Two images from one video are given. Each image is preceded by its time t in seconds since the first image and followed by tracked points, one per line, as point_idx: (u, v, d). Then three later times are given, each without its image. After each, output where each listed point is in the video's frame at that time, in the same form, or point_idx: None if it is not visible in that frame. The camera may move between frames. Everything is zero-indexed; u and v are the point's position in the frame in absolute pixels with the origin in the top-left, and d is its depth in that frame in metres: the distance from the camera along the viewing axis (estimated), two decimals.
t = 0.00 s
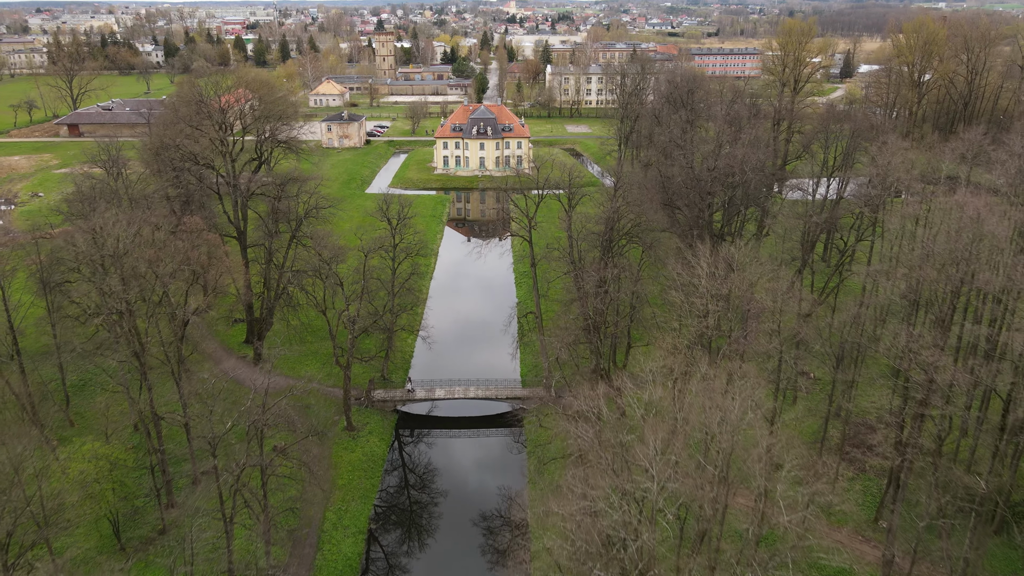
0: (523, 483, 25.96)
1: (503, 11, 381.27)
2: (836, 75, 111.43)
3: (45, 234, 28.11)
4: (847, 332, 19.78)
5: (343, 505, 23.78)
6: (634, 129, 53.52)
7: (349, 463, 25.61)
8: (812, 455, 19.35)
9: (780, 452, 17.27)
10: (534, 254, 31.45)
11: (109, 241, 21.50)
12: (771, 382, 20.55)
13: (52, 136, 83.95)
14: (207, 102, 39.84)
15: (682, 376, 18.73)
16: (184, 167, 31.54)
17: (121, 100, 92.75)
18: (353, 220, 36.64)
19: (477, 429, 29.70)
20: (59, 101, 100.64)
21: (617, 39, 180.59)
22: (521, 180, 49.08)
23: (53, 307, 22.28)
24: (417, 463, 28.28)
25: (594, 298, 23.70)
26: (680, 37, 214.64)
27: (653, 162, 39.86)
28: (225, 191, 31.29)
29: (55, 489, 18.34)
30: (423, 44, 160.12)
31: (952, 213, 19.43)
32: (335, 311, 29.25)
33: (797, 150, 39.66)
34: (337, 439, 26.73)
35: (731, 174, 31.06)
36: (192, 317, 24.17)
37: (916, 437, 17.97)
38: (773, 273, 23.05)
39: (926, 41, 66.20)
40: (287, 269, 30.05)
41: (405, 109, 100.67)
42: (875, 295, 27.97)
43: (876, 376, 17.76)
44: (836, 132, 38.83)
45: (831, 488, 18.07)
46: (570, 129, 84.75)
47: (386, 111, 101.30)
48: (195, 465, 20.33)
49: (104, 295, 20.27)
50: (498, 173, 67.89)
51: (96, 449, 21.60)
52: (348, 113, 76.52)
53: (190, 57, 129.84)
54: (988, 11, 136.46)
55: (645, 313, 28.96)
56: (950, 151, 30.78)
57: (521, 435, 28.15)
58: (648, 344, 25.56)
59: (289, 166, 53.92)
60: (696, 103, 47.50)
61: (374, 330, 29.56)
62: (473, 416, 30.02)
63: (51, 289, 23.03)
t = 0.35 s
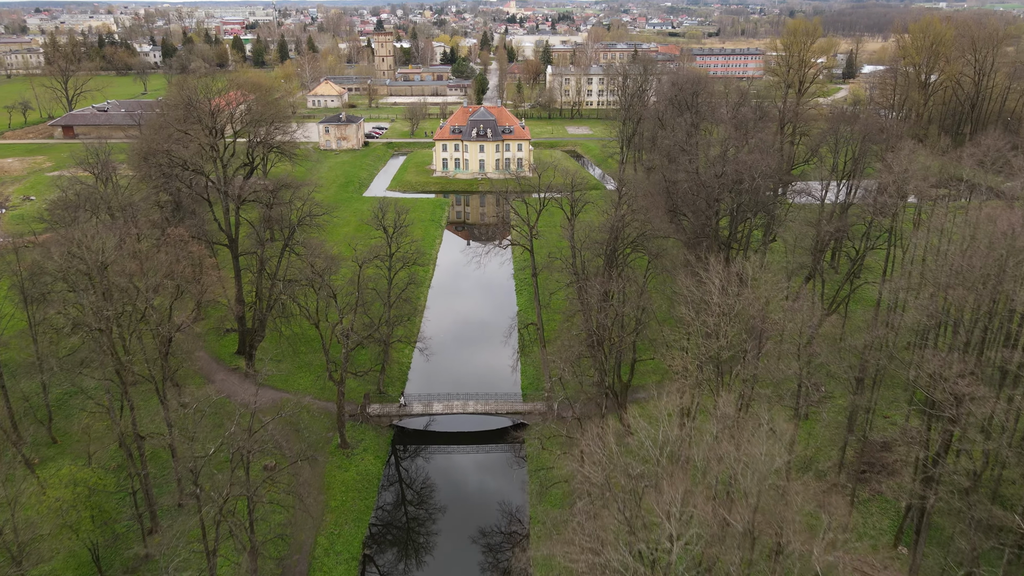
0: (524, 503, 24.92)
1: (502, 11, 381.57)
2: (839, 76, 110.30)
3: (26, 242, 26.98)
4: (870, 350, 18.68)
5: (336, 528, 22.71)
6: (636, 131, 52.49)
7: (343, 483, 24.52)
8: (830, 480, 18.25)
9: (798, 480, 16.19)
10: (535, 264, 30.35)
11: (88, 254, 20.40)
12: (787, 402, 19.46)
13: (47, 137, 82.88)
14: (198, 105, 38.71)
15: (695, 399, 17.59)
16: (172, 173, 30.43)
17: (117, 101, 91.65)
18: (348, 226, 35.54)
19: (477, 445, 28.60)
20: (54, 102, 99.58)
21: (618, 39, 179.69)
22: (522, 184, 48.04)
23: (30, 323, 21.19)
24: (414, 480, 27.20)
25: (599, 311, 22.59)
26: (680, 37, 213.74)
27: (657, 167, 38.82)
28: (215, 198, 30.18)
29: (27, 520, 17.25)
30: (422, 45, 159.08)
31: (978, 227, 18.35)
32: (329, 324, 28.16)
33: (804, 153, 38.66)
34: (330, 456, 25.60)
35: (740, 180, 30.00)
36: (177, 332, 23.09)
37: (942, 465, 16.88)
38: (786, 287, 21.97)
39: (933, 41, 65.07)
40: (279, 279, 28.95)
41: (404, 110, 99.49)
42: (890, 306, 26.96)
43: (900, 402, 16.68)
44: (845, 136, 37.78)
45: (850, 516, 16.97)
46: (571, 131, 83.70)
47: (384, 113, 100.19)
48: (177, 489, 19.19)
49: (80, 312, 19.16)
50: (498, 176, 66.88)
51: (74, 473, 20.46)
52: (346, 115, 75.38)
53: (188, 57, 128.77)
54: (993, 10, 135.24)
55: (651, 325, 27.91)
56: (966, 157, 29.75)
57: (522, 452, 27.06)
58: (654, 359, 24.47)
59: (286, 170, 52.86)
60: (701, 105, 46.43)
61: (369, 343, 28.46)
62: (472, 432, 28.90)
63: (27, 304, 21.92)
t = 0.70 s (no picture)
0: (527, 524, 23.85)
1: (503, 11, 380.16)
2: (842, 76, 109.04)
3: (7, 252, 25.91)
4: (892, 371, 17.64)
5: (328, 552, 21.64)
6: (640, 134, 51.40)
7: (336, 504, 23.46)
8: (850, 509, 17.22)
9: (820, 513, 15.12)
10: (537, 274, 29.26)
11: (66, 266, 19.26)
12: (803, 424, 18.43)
13: (41, 139, 81.80)
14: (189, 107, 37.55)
15: (707, 424, 16.54)
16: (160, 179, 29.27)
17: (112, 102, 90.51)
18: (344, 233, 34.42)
19: (477, 461, 27.50)
20: (50, 103, 98.56)
21: (619, 39, 178.55)
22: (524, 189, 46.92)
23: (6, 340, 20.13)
24: (411, 497, 26.13)
25: (604, 327, 21.51)
26: (681, 37, 212.68)
27: (662, 172, 37.71)
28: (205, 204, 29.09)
29: None
30: (422, 45, 157.76)
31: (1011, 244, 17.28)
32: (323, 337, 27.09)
33: (812, 158, 37.59)
34: (323, 476, 24.53)
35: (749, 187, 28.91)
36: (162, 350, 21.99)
37: (971, 497, 15.79)
38: (802, 301, 20.86)
39: (940, 42, 63.92)
40: (271, 291, 27.86)
41: (403, 111, 98.34)
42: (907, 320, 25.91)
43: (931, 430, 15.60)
44: (856, 140, 36.67)
45: (874, 552, 15.88)
46: (572, 133, 82.57)
47: (384, 114, 99.08)
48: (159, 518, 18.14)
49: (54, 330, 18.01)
50: (498, 179, 65.79)
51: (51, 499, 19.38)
52: (343, 116, 74.18)
53: (185, 57, 127.62)
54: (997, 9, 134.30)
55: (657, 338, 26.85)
56: (985, 165, 28.63)
57: (524, 470, 25.98)
58: (662, 376, 23.38)
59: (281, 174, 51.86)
60: (707, 108, 45.30)
61: (365, 356, 27.35)
62: (471, 449, 27.80)
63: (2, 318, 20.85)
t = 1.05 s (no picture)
0: (530, 547, 22.73)
1: (503, 11, 379.57)
2: (846, 76, 107.92)
3: None
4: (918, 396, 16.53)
5: None
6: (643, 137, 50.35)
7: (328, 528, 22.34)
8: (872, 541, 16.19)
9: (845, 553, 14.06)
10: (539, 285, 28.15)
11: (42, 283, 18.18)
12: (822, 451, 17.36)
13: (35, 141, 80.71)
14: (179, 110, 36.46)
15: (722, 454, 15.47)
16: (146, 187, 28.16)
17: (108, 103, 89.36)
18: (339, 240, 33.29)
19: (478, 480, 26.37)
20: (45, 105, 97.42)
21: (620, 40, 177.43)
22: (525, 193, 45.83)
23: None
24: (408, 517, 25.00)
25: (610, 344, 20.39)
26: (681, 37, 211.49)
27: (667, 177, 36.62)
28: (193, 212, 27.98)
29: None
30: (422, 45, 156.55)
31: None
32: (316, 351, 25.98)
33: (822, 163, 36.54)
34: (315, 498, 23.42)
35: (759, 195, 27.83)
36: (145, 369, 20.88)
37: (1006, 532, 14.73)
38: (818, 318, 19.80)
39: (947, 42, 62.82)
40: (261, 303, 26.76)
41: (402, 112, 97.24)
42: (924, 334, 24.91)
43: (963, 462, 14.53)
44: (866, 144, 35.62)
45: None
46: (573, 135, 81.50)
47: (382, 115, 98.02)
48: (136, 551, 17.03)
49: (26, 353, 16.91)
50: (498, 182, 64.73)
51: (22, 529, 18.29)
52: (341, 117, 72.85)
53: (183, 58, 126.46)
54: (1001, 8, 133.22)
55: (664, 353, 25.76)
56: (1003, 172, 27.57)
57: (526, 489, 24.85)
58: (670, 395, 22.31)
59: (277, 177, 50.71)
60: (712, 110, 44.23)
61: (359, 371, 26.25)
62: (471, 467, 26.66)
63: None
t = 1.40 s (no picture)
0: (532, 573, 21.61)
1: (503, 11, 377.79)
2: (849, 77, 106.86)
3: None
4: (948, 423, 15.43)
5: None
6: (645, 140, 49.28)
7: (320, 553, 21.22)
8: None
9: None
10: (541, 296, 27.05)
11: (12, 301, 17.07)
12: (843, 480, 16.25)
13: (30, 143, 79.68)
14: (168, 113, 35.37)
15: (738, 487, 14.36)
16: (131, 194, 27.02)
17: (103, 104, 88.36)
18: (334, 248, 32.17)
19: (477, 500, 25.25)
20: (40, 106, 96.35)
21: (621, 39, 176.36)
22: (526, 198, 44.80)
23: None
24: (405, 539, 23.88)
25: (618, 363, 19.26)
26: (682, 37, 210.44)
27: (672, 182, 35.55)
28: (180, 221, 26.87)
29: None
30: (422, 45, 155.51)
31: None
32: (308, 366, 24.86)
33: (831, 167, 35.45)
34: (306, 521, 22.31)
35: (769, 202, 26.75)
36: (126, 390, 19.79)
37: None
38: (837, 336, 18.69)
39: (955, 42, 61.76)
40: (251, 315, 25.64)
41: (401, 113, 96.21)
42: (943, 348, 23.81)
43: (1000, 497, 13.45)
44: (878, 149, 34.54)
45: None
46: (574, 136, 80.39)
47: (381, 116, 96.98)
48: None
49: None
50: (498, 184, 63.60)
51: None
52: (339, 119, 71.90)
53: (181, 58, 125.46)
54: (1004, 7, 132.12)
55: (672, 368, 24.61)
56: None
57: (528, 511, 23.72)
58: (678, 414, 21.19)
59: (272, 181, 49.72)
60: (717, 113, 43.17)
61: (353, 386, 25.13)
62: (470, 487, 25.56)
63: None
